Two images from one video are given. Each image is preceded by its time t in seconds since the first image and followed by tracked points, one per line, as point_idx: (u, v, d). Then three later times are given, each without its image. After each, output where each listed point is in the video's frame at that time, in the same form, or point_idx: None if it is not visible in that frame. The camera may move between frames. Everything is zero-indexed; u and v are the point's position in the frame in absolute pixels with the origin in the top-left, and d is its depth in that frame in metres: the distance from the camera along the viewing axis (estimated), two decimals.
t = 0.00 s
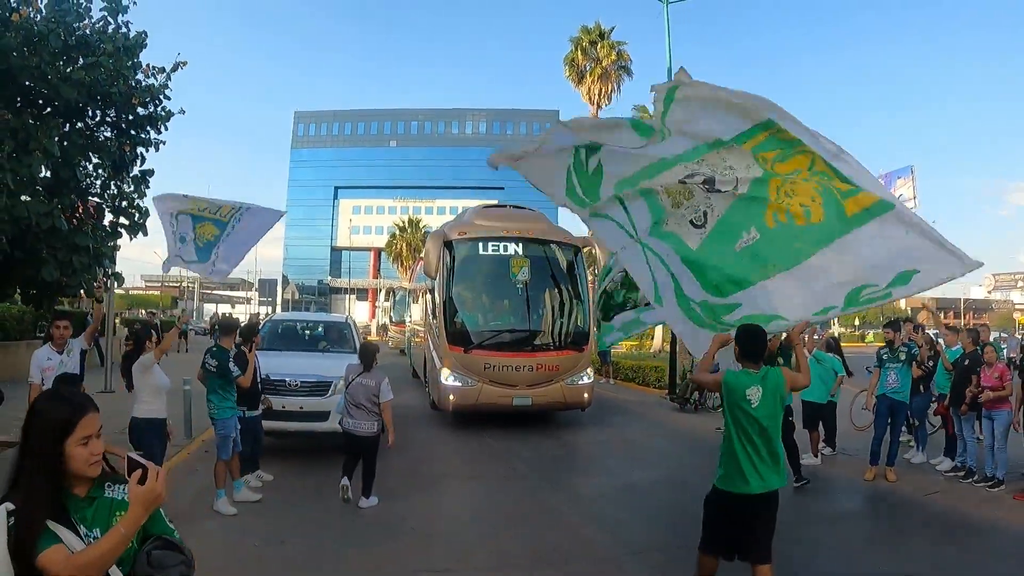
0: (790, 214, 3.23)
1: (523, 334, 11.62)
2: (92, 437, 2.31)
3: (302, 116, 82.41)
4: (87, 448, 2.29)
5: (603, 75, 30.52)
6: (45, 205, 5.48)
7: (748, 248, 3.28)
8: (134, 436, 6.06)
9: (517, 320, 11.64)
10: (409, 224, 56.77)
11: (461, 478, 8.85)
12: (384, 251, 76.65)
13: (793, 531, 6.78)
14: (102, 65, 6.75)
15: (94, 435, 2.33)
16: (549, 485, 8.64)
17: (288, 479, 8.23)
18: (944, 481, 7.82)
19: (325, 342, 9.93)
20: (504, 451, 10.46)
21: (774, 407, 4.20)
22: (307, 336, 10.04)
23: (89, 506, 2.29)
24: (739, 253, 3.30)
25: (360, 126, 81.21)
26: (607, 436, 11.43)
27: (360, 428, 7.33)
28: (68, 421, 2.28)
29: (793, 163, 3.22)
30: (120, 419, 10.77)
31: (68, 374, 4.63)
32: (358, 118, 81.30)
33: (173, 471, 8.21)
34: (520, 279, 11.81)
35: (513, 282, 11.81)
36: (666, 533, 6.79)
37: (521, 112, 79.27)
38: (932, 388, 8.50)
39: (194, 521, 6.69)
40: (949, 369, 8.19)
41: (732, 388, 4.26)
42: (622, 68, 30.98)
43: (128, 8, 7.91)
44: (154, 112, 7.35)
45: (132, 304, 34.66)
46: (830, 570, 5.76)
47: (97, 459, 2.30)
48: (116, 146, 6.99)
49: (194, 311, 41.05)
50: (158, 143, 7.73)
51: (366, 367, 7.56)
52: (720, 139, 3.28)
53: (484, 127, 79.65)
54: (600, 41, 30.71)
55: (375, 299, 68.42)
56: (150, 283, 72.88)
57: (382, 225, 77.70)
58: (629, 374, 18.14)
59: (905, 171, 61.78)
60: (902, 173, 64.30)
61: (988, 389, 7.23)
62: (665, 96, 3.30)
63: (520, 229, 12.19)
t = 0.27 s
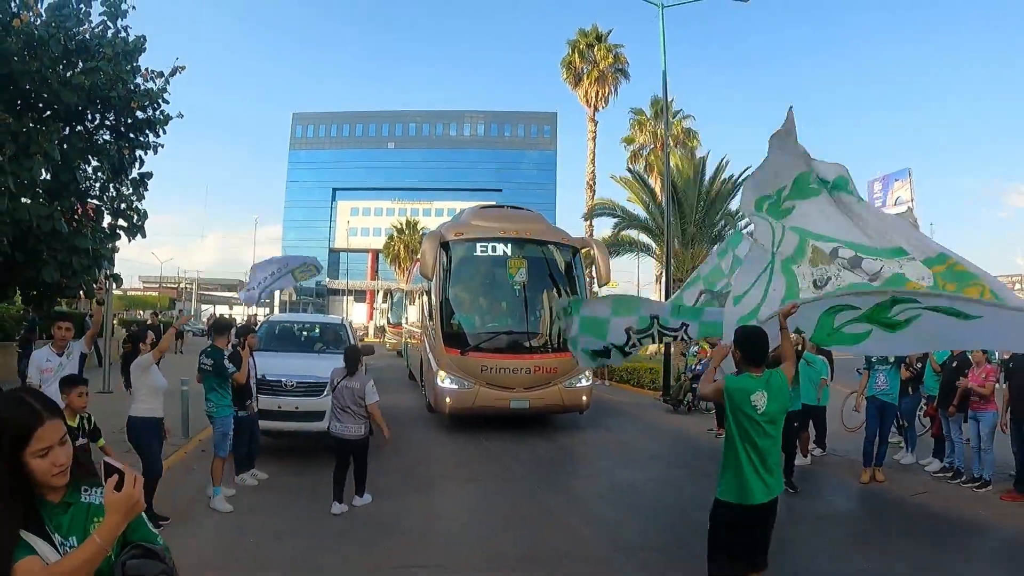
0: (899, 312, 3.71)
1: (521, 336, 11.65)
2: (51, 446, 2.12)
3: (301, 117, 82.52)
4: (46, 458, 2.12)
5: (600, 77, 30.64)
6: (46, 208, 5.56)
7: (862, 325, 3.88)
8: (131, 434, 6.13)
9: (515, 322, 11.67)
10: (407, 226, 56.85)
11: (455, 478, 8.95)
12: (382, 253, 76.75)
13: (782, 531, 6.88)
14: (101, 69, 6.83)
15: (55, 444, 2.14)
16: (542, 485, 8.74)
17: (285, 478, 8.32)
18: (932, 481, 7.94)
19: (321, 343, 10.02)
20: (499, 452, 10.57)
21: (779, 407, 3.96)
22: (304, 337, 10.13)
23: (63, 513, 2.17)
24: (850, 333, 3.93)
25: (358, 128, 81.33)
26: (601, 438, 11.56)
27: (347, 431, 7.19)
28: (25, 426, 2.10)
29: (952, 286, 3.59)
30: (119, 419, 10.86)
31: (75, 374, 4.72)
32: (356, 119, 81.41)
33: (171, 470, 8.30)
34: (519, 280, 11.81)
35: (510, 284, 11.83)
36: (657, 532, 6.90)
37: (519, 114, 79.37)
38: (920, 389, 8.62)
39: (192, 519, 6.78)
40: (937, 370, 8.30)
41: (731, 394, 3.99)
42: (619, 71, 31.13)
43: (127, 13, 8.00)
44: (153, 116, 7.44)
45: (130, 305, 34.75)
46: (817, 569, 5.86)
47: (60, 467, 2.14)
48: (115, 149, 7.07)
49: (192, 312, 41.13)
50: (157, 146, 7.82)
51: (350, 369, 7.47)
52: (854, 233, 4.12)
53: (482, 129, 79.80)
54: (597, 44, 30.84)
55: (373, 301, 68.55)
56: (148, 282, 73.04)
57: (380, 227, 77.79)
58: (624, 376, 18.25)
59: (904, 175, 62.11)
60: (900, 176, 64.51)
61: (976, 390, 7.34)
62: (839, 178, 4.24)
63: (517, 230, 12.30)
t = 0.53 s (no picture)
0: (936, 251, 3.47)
1: (521, 339, 11.58)
2: (12, 485, 2.05)
3: (300, 119, 82.68)
4: (8, 497, 2.04)
5: (598, 81, 30.79)
6: (51, 212, 5.66)
7: (896, 337, 3.59)
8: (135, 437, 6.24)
9: (515, 325, 11.61)
10: (405, 229, 56.98)
11: (453, 480, 9.05)
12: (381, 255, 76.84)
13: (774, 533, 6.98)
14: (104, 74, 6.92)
15: (16, 481, 2.06)
16: (539, 487, 8.84)
17: (285, 479, 8.41)
18: (923, 484, 8.05)
19: (321, 346, 10.11)
20: (495, 454, 10.66)
21: (790, 425, 3.84)
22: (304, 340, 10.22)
23: (33, 550, 2.09)
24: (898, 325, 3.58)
25: (357, 130, 81.50)
26: (597, 441, 11.66)
27: (337, 436, 7.23)
28: None
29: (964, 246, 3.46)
30: (120, 420, 10.96)
31: (90, 379, 4.81)
32: (355, 121, 81.58)
33: (171, 471, 8.39)
34: (519, 284, 11.87)
35: (510, 288, 11.87)
36: (650, 534, 6.99)
37: (518, 117, 79.56)
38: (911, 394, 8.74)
39: (191, 520, 6.87)
40: (927, 375, 8.42)
41: (742, 416, 3.85)
42: (618, 75, 31.29)
43: (130, 19, 8.09)
44: (155, 121, 7.54)
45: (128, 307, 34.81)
46: (806, 569, 5.96)
47: (23, 505, 2.07)
48: (117, 154, 7.15)
49: (190, 313, 41.20)
50: (158, 150, 7.91)
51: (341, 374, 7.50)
52: (880, 160, 3.61)
53: (481, 131, 79.97)
54: (595, 48, 31.00)
55: (371, 303, 68.63)
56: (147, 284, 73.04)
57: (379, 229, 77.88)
58: (620, 379, 18.36)
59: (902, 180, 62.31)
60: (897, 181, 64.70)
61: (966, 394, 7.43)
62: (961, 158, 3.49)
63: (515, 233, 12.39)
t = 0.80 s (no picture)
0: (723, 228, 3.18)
1: (524, 342, 11.61)
2: None
3: (300, 120, 82.78)
4: None
5: (599, 85, 30.90)
6: (57, 214, 5.71)
7: (798, 291, 3.08)
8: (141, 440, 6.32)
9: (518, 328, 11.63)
10: (405, 231, 57.07)
11: (452, 481, 9.11)
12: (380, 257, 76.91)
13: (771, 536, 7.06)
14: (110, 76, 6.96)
15: None
16: (538, 489, 8.89)
17: (286, 479, 8.47)
18: (919, 487, 8.12)
19: (322, 348, 10.17)
20: (495, 456, 10.73)
21: (830, 429, 3.57)
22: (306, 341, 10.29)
23: None
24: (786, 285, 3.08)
25: (357, 131, 81.62)
26: (596, 443, 11.73)
27: (341, 438, 7.22)
28: None
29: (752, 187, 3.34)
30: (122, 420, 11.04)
31: (99, 376, 4.90)
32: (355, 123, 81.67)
33: (174, 470, 8.47)
34: (522, 287, 11.84)
35: (513, 290, 11.83)
36: (648, 535, 7.06)
37: (518, 120, 79.68)
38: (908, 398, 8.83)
39: (194, 520, 6.93)
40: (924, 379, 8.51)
41: (776, 422, 3.61)
42: (618, 78, 31.39)
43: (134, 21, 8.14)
44: (159, 123, 7.59)
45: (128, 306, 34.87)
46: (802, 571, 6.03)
47: None
48: (122, 155, 7.20)
49: (190, 314, 41.25)
50: (162, 152, 7.96)
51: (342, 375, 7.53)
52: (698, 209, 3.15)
53: (481, 133, 80.10)
54: (596, 51, 31.08)
55: (370, 305, 68.70)
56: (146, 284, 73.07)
57: (378, 231, 77.96)
58: (619, 382, 18.42)
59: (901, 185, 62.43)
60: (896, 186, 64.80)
61: (963, 395, 7.47)
62: (979, 144, 3.30)
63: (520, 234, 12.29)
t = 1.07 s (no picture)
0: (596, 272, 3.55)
1: (529, 345, 11.24)
2: None
3: (301, 121, 82.89)
4: None
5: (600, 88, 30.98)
6: (64, 215, 5.79)
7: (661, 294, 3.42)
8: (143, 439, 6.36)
9: (522, 331, 11.25)
10: (406, 233, 57.16)
11: (453, 482, 9.19)
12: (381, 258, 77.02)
13: (770, 538, 7.13)
14: (115, 79, 7.00)
15: None
16: (539, 490, 8.97)
17: (288, 479, 8.55)
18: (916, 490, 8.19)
19: (324, 349, 10.24)
20: (495, 457, 10.80)
21: (886, 441, 3.32)
22: (308, 342, 10.36)
23: None
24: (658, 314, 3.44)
25: (359, 133, 81.73)
26: (595, 445, 11.80)
27: (348, 442, 7.28)
28: None
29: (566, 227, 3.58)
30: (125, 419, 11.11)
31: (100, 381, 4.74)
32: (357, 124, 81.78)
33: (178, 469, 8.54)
34: (527, 288, 11.46)
35: (518, 292, 11.47)
36: (648, 536, 7.13)
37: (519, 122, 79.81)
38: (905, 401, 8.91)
39: (199, 519, 7.00)
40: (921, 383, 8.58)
41: (829, 432, 3.33)
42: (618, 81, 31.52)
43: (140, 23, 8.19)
44: (164, 124, 7.67)
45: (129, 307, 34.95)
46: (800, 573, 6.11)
47: None
48: (127, 157, 7.26)
49: (191, 314, 41.33)
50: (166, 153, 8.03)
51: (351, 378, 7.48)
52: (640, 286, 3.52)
53: (482, 136, 80.25)
54: (596, 55, 31.19)
55: (371, 306, 68.79)
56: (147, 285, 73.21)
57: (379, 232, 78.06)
58: (619, 384, 18.50)
59: (902, 189, 62.55)
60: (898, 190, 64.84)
61: (959, 397, 7.57)
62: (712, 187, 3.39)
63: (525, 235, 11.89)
